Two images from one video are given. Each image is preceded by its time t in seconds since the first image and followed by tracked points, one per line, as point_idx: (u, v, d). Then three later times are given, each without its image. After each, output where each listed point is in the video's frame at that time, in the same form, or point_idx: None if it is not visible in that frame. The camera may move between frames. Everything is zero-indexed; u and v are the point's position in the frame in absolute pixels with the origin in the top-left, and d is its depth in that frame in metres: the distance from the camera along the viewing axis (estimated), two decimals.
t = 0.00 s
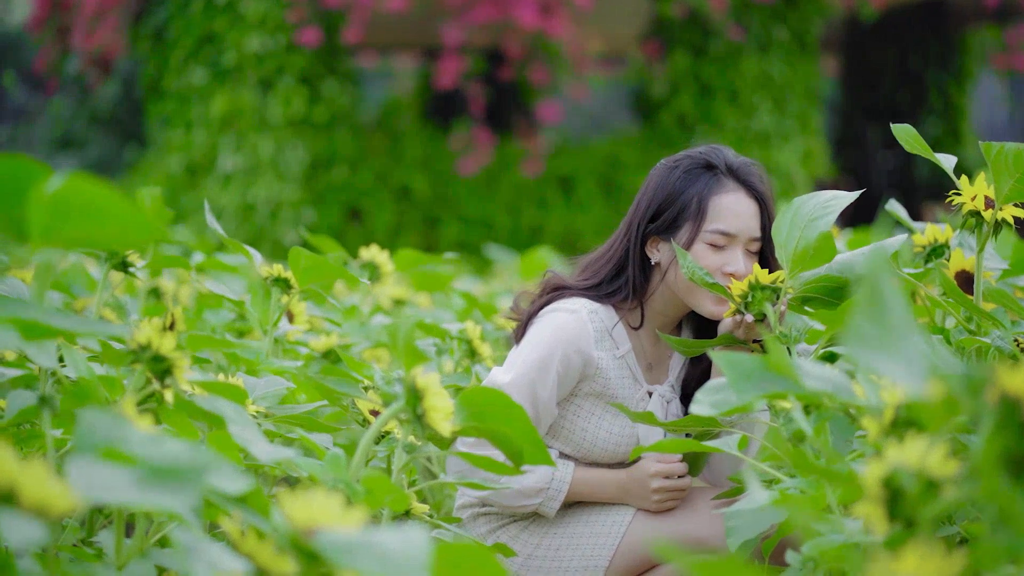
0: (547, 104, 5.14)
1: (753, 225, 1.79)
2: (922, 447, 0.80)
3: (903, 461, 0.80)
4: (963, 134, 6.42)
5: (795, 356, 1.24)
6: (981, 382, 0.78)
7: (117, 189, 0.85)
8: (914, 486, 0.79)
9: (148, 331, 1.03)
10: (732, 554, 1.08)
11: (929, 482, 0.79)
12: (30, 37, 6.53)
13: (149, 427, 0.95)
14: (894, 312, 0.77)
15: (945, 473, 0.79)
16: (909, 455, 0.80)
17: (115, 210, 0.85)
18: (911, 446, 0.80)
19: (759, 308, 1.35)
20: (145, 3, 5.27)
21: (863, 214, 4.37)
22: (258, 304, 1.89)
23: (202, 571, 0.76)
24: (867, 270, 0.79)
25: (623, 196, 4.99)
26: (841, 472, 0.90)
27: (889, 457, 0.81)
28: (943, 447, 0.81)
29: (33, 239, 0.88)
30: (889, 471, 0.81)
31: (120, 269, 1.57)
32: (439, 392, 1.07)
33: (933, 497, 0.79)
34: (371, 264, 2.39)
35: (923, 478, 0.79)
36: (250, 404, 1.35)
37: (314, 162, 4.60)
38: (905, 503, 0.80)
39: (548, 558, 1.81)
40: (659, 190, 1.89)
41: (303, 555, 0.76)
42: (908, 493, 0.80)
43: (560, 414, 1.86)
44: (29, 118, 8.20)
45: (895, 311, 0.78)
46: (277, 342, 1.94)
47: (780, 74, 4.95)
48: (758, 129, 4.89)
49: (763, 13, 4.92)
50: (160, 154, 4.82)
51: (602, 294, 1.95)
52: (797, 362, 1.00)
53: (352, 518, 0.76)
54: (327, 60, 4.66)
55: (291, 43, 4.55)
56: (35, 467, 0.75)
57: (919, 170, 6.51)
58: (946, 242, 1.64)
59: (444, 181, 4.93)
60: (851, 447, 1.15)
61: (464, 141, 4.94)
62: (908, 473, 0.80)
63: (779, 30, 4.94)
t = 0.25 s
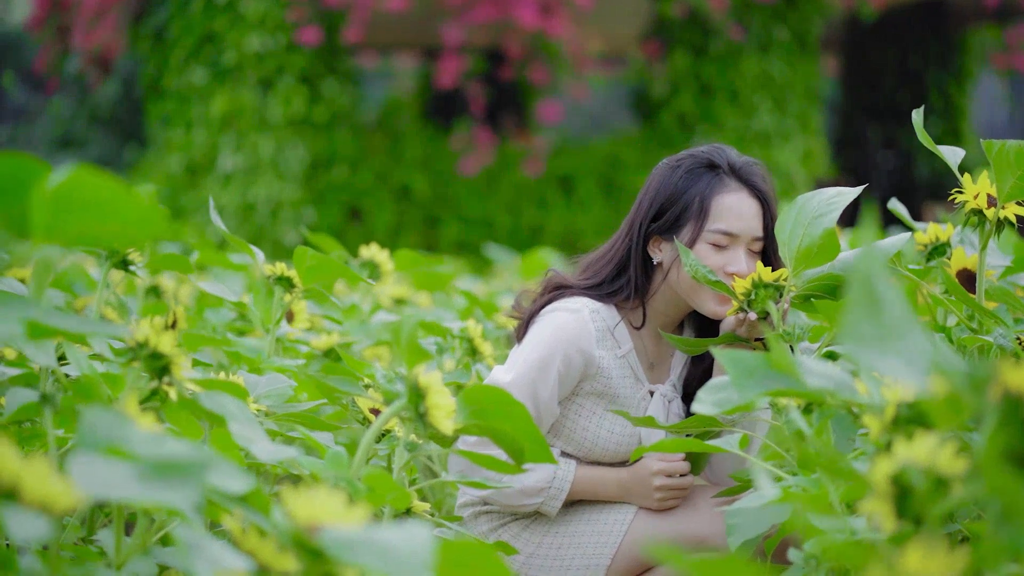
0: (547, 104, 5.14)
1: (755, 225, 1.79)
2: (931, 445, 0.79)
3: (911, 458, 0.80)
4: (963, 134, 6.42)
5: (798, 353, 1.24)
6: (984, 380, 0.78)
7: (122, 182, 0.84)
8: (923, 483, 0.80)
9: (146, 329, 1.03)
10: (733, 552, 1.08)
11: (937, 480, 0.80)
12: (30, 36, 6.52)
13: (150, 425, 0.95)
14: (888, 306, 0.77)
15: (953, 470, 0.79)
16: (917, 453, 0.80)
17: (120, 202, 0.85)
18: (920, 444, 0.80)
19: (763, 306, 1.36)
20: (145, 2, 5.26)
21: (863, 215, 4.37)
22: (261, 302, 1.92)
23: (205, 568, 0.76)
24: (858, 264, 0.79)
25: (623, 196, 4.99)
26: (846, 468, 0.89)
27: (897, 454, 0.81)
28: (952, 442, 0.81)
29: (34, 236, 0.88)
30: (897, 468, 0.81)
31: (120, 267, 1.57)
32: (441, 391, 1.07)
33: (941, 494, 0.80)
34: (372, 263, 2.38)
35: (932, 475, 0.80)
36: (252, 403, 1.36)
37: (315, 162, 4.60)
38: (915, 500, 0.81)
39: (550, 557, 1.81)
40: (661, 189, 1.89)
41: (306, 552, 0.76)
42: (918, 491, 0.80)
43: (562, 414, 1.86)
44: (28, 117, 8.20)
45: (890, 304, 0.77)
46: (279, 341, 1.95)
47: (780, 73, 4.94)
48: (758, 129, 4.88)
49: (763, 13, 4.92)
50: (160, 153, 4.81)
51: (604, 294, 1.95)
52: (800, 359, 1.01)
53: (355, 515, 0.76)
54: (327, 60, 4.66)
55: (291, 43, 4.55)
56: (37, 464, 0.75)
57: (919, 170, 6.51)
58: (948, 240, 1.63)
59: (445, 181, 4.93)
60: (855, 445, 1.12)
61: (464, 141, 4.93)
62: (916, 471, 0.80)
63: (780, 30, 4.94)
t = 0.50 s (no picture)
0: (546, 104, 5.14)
1: (757, 223, 1.79)
2: (935, 442, 0.79)
3: (915, 455, 0.80)
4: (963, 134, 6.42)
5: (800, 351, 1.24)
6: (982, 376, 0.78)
7: (121, 171, 0.84)
8: (926, 479, 0.80)
9: (146, 325, 1.03)
10: (736, 551, 1.07)
11: (942, 476, 0.79)
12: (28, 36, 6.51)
13: (150, 422, 0.95)
14: (881, 302, 0.75)
15: (957, 467, 0.79)
16: (921, 450, 0.79)
17: (120, 190, 0.84)
18: (923, 440, 0.80)
19: (764, 304, 1.36)
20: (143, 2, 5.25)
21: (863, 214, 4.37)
22: (260, 301, 1.92)
23: (206, 565, 0.75)
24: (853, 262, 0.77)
25: (622, 195, 4.98)
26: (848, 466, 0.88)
27: (901, 450, 0.80)
28: (955, 440, 0.81)
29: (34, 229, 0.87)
30: (901, 465, 0.81)
31: (120, 265, 1.58)
32: (442, 388, 1.07)
33: (946, 492, 0.79)
34: (372, 261, 2.38)
35: (935, 471, 0.79)
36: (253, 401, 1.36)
37: (314, 161, 4.59)
38: (919, 497, 0.80)
39: (551, 555, 1.81)
40: (662, 187, 1.89)
41: (310, 549, 0.76)
42: (921, 487, 0.80)
43: (563, 412, 1.86)
44: (26, 117, 8.19)
45: (882, 301, 0.75)
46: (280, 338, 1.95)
47: (780, 73, 4.94)
48: (758, 129, 4.87)
49: (763, 13, 4.92)
50: (159, 152, 4.81)
51: (605, 292, 1.94)
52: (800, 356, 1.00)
53: (358, 511, 0.76)
54: (326, 59, 4.66)
55: (290, 42, 4.55)
56: (37, 460, 0.75)
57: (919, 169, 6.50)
58: (949, 237, 1.61)
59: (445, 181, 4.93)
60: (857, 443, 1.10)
61: (464, 140, 4.98)
62: (920, 468, 0.80)
63: (779, 30, 4.94)
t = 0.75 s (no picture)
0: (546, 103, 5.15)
1: (757, 220, 1.79)
2: (933, 438, 0.79)
3: (913, 451, 0.79)
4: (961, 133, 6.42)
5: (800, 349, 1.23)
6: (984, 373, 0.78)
7: (127, 174, 0.84)
8: (924, 476, 0.79)
9: (149, 323, 1.02)
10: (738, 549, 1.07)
11: (941, 473, 0.79)
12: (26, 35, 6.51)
13: (150, 420, 0.94)
14: (876, 300, 0.76)
15: (955, 464, 0.79)
16: (919, 446, 0.79)
17: (125, 193, 0.84)
18: (921, 437, 0.79)
19: (764, 302, 1.35)
20: (141, 2, 5.25)
21: (860, 213, 4.37)
22: (258, 299, 1.91)
23: (208, 561, 0.75)
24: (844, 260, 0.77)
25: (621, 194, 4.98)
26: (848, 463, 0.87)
27: (899, 447, 0.80)
28: (955, 437, 0.81)
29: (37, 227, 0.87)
30: (899, 461, 0.80)
31: (120, 263, 1.57)
32: (443, 387, 1.06)
33: (944, 487, 0.79)
34: (373, 260, 2.38)
35: (934, 468, 0.79)
36: (253, 399, 1.37)
37: (312, 160, 4.59)
38: (916, 493, 0.80)
39: (551, 553, 1.81)
40: (662, 184, 1.89)
41: (311, 545, 0.76)
42: (919, 484, 0.80)
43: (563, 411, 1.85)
44: (24, 116, 8.18)
45: (878, 299, 0.76)
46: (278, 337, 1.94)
47: (778, 72, 4.95)
48: (756, 128, 4.88)
49: (761, 13, 4.92)
50: (156, 152, 4.80)
51: (604, 289, 1.94)
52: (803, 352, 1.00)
53: (360, 508, 0.76)
54: (324, 58, 4.66)
55: (289, 42, 4.55)
56: (38, 457, 0.75)
57: (918, 169, 6.50)
58: (949, 236, 1.63)
59: (443, 181, 4.94)
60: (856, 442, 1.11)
61: (463, 139, 5.01)
62: (918, 464, 0.79)
63: (778, 30, 4.94)
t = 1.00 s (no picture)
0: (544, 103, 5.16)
1: (755, 216, 1.79)
2: (931, 436, 0.78)
3: (911, 450, 0.79)
4: (959, 132, 6.43)
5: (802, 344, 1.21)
6: (989, 370, 0.77)
7: (132, 177, 0.84)
8: (923, 474, 0.79)
9: (152, 321, 1.03)
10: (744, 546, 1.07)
11: (938, 471, 0.79)
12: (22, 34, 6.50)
13: (153, 418, 0.95)
14: (885, 294, 0.77)
15: (953, 463, 0.78)
16: (917, 444, 0.79)
17: (130, 196, 0.84)
18: (919, 435, 0.79)
19: (765, 300, 1.36)
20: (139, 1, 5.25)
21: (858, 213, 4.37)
22: (258, 297, 1.92)
23: (210, 558, 0.75)
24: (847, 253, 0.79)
25: (619, 193, 4.98)
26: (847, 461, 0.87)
27: (897, 445, 0.80)
28: (953, 434, 0.80)
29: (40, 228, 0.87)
30: (897, 460, 0.80)
31: (120, 262, 1.57)
32: (444, 386, 1.07)
33: (941, 485, 0.79)
34: (372, 259, 2.38)
35: (932, 466, 0.79)
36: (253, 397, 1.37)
37: (310, 159, 4.59)
38: (915, 492, 0.80)
39: (550, 552, 1.81)
40: (660, 182, 1.89)
41: (312, 542, 0.76)
42: (917, 482, 0.79)
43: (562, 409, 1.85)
44: (21, 116, 8.19)
45: (886, 293, 0.77)
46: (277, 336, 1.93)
47: (775, 72, 4.95)
48: (754, 128, 4.88)
49: (759, 12, 4.93)
50: (154, 152, 4.79)
51: (603, 287, 1.94)
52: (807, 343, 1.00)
53: (361, 506, 0.76)
54: (323, 58, 4.66)
55: (287, 41, 4.55)
56: (40, 454, 0.75)
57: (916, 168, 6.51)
58: (949, 235, 1.59)
59: (440, 180, 4.93)
60: (858, 441, 1.11)
61: (462, 139, 4.96)
62: (917, 462, 0.79)
63: (776, 29, 4.94)
